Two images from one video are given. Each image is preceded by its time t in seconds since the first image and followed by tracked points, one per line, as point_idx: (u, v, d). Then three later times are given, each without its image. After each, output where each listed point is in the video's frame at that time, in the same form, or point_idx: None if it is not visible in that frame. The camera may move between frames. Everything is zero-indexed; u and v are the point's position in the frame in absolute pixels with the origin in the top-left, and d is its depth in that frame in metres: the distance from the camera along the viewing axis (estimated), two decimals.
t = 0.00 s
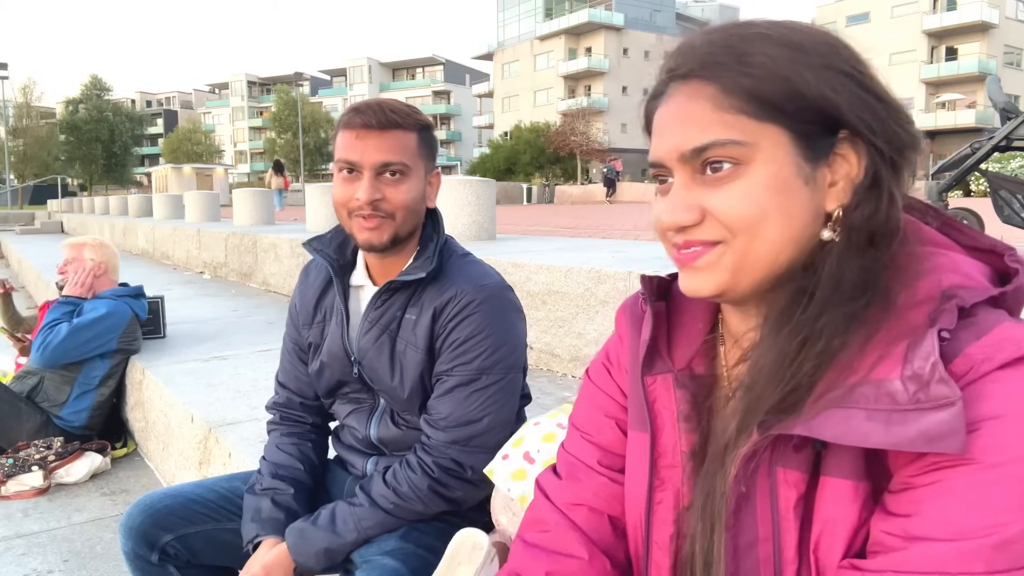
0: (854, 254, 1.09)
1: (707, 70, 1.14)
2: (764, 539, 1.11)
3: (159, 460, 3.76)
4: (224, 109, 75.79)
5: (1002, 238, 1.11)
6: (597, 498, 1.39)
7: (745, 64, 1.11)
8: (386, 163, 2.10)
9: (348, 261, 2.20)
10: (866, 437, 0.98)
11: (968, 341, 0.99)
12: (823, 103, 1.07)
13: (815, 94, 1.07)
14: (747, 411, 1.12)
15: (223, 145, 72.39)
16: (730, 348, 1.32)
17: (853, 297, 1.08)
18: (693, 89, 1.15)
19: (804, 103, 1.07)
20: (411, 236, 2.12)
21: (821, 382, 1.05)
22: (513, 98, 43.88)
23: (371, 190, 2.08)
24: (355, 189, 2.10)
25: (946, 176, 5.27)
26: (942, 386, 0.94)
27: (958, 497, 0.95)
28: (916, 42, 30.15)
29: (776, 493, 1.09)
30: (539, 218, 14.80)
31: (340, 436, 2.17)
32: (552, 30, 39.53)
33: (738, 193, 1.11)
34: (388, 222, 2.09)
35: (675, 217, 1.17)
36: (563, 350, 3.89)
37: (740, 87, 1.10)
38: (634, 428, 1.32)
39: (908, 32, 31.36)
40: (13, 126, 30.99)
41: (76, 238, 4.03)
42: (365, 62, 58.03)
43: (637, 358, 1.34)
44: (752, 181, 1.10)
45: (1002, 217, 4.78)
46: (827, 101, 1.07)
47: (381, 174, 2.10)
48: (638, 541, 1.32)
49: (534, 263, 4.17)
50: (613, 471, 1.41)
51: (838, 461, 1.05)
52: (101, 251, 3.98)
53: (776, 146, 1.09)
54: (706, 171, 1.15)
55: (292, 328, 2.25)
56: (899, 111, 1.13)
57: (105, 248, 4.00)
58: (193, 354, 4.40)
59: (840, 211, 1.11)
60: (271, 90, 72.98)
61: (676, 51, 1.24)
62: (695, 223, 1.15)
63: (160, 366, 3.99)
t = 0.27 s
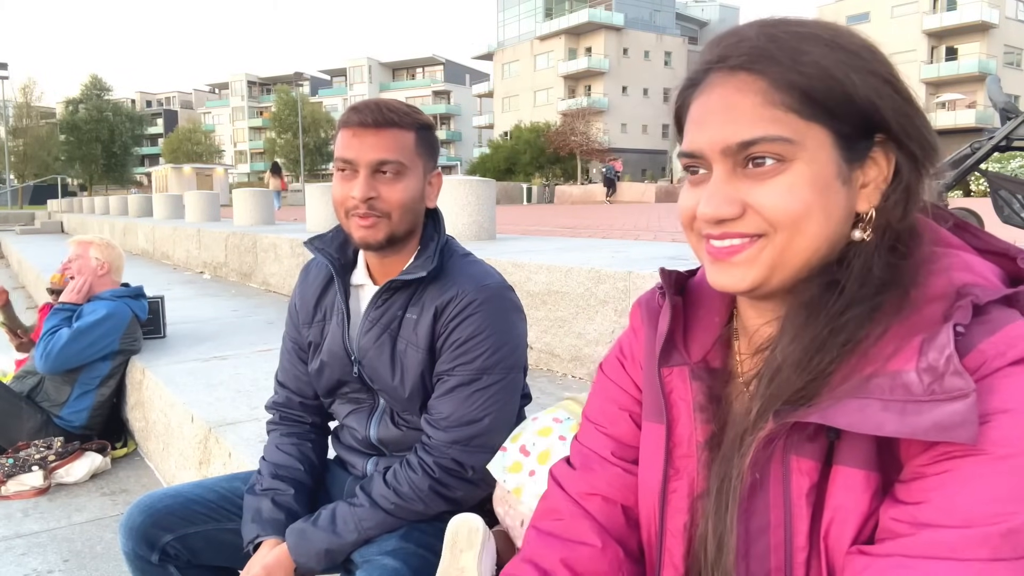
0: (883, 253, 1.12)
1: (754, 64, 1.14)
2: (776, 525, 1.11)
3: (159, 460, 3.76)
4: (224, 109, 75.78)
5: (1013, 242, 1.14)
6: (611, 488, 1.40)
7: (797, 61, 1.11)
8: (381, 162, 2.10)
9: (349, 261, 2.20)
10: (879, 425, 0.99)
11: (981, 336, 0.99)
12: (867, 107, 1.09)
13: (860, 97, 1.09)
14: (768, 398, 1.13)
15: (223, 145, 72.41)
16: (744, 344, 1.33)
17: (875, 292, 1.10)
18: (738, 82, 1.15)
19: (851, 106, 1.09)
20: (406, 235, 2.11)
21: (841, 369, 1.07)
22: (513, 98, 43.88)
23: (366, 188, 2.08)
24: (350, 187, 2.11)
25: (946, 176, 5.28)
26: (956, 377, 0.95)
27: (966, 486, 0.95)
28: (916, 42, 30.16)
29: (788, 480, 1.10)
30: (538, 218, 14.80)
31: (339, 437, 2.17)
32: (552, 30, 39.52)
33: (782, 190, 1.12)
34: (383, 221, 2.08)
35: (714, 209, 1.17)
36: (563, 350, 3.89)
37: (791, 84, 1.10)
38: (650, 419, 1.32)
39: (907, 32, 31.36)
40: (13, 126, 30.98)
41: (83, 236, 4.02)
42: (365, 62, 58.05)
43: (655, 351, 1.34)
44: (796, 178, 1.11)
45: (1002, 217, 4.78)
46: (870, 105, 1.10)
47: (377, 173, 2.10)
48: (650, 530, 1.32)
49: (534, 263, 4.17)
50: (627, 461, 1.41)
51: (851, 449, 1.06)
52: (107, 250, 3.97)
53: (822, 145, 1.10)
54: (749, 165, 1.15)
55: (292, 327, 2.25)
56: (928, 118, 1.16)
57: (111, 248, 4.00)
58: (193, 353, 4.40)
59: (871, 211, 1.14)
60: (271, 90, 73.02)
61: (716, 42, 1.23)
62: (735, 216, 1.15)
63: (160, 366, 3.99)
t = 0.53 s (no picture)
0: (883, 252, 1.12)
1: (754, 65, 1.14)
2: (777, 520, 1.12)
3: (159, 460, 3.76)
4: (224, 109, 75.77)
5: (1013, 242, 1.14)
6: (614, 486, 1.40)
7: (797, 61, 1.11)
8: (365, 161, 2.10)
9: (349, 261, 2.20)
10: (881, 421, 0.99)
11: (981, 333, 0.99)
12: (866, 108, 1.09)
13: (860, 98, 1.09)
14: (770, 395, 1.13)
15: (223, 144, 72.40)
16: (746, 342, 1.33)
17: (876, 290, 1.10)
18: (738, 83, 1.16)
19: (850, 106, 1.09)
20: (394, 234, 2.10)
21: (842, 366, 1.07)
22: (513, 98, 43.87)
23: (349, 186, 2.09)
24: (336, 186, 2.12)
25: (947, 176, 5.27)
26: (955, 373, 0.95)
27: (966, 480, 0.95)
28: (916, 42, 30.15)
29: (789, 476, 1.10)
30: (538, 218, 14.79)
31: (340, 437, 2.17)
32: (552, 30, 39.50)
33: (782, 189, 1.12)
34: (368, 220, 2.09)
35: (715, 208, 1.17)
36: (563, 350, 3.89)
37: (791, 84, 1.10)
38: (652, 418, 1.32)
39: (907, 32, 31.35)
40: (13, 126, 30.98)
41: (80, 236, 4.01)
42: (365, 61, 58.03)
43: (657, 350, 1.34)
44: (796, 177, 1.11)
45: (1002, 217, 4.78)
46: (869, 105, 1.09)
47: (362, 172, 2.10)
48: (653, 527, 1.32)
49: (534, 263, 4.17)
50: (631, 459, 1.41)
51: (852, 445, 1.06)
52: (106, 250, 3.97)
53: (821, 145, 1.10)
54: (749, 165, 1.15)
55: (292, 327, 2.25)
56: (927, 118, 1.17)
57: (110, 247, 4.00)
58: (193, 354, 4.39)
59: (871, 211, 1.14)
60: (271, 90, 73.04)
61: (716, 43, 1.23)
62: (736, 215, 1.15)
63: (160, 366, 3.99)
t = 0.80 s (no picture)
0: (873, 253, 1.12)
1: (740, 68, 1.14)
2: (772, 522, 1.11)
3: (159, 460, 3.76)
4: (224, 109, 75.77)
5: (1004, 239, 1.14)
6: (609, 489, 1.40)
7: (782, 63, 1.11)
8: (362, 160, 2.10)
9: (350, 261, 2.20)
10: (873, 422, 0.99)
11: (972, 332, 0.99)
12: (853, 108, 1.09)
13: (846, 99, 1.09)
14: (762, 399, 1.13)
15: (222, 144, 72.38)
16: (739, 344, 1.33)
17: (867, 292, 1.10)
18: (724, 85, 1.16)
19: (836, 107, 1.09)
20: (393, 233, 2.10)
21: (833, 369, 1.07)
22: (513, 98, 43.86)
23: (346, 185, 2.09)
24: (334, 185, 2.12)
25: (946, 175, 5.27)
26: (947, 373, 0.95)
27: (959, 480, 0.94)
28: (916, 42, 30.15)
29: (783, 477, 1.10)
30: (538, 218, 14.79)
31: (340, 437, 2.17)
32: (552, 30, 39.50)
33: (769, 192, 1.12)
34: (365, 219, 2.09)
35: (704, 211, 1.17)
36: (563, 350, 3.88)
37: (777, 87, 1.10)
38: (646, 420, 1.32)
39: (908, 32, 31.35)
40: (13, 126, 30.96)
41: (71, 239, 4.01)
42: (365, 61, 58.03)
43: (649, 353, 1.34)
44: (783, 179, 1.11)
45: (1003, 217, 4.78)
46: (855, 106, 1.09)
47: (359, 171, 2.10)
48: (649, 530, 1.32)
49: (534, 263, 4.16)
50: (626, 463, 1.41)
51: (845, 446, 1.06)
52: (100, 250, 3.98)
53: (807, 147, 1.10)
54: (737, 167, 1.15)
55: (292, 328, 2.25)
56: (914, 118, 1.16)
57: (104, 247, 4.01)
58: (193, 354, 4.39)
59: (859, 212, 1.14)
60: (271, 90, 73.06)
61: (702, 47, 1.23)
62: (724, 218, 1.16)
63: (160, 366, 3.99)
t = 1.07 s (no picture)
0: (869, 255, 1.12)
1: (736, 68, 1.15)
2: (770, 522, 1.12)
3: (159, 460, 3.76)
4: (224, 109, 75.79)
5: (1002, 240, 1.13)
6: (608, 490, 1.40)
7: (778, 64, 1.11)
8: (363, 160, 2.10)
9: (349, 261, 2.20)
10: (871, 423, 0.99)
11: (969, 333, 0.99)
12: (848, 110, 1.09)
13: (841, 100, 1.09)
14: (759, 400, 1.13)
15: (222, 144, 72.36)
16: (739, 344, 1.33)
17: (864, 294, 1.10)
18: (720, 86, 1.16)
19: (831, 108, 1.09)
20: (394, 234, 2.10)
21: (831, 370, 1.07)
22: (513, 98, 43.86)
23: (348, 186, 2.09)
24: (336, 185, 2.12)
25: (946, 176, 5.28)
26: (944, 374, 0.95)
27: (957, 481, 0.95)
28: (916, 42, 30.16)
29: (782, 478, 1.10)
30: (538, 218, 14.80)
31: (340, 436, 2.17)
32: (552, 30, 39.50)
33: (763, 191, 1.12)
34: (367, 220, 2.09)
35: (698, 210, 1.18)
36: (563, 350, 3.89)
37: (773, 87, 1.10)
38: (645, 420, 1.32)
39: (908, 32, 31.36)
40: (13, 126, 30.96)
41: (70, 239, 4.01)
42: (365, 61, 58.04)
43: (648, 354, 1.34)
44: (777, 179, 1.11)
45: (1002, 217, 4.78)
46: (851, 107, 1.09)
47: (361, 171, 2.10)
48: (648, 530, 1.32)
49: (534, 263, 4.17)
50: (625, 463, 1.41)
51: (843, 447, 1.06)
52: (99, 250, 3.99)
53: (801, 147, 1.10)
54: (731, 167, 1.16)
55: (293, 328, 2.25)
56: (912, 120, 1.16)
57: (103, 247, 4.02)
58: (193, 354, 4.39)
59: (855, 213, 1.13)
60: (271, 90, 73.06)
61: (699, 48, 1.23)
62: (718, 217, 1.16)
63: (160, 366, 3.99)
